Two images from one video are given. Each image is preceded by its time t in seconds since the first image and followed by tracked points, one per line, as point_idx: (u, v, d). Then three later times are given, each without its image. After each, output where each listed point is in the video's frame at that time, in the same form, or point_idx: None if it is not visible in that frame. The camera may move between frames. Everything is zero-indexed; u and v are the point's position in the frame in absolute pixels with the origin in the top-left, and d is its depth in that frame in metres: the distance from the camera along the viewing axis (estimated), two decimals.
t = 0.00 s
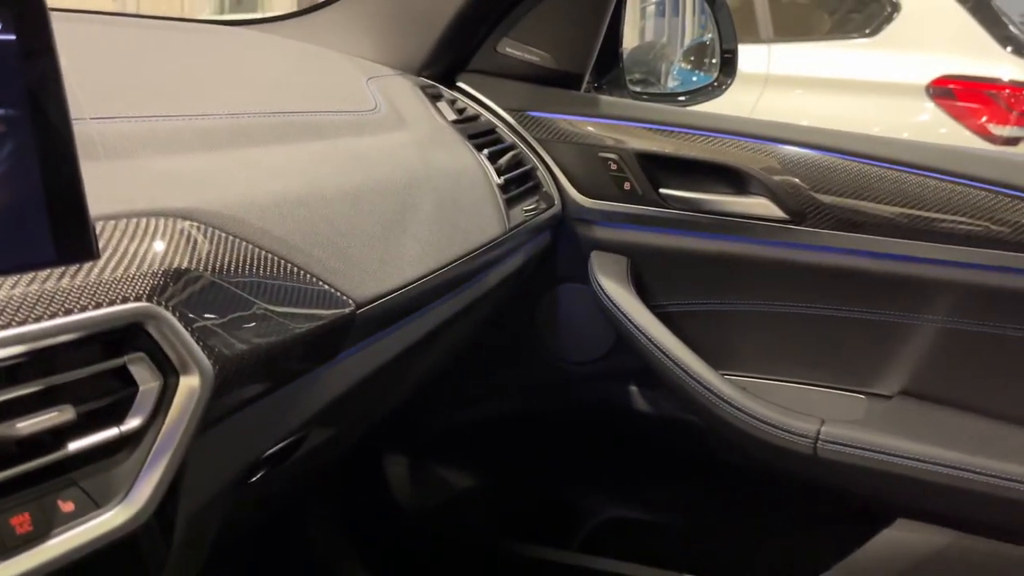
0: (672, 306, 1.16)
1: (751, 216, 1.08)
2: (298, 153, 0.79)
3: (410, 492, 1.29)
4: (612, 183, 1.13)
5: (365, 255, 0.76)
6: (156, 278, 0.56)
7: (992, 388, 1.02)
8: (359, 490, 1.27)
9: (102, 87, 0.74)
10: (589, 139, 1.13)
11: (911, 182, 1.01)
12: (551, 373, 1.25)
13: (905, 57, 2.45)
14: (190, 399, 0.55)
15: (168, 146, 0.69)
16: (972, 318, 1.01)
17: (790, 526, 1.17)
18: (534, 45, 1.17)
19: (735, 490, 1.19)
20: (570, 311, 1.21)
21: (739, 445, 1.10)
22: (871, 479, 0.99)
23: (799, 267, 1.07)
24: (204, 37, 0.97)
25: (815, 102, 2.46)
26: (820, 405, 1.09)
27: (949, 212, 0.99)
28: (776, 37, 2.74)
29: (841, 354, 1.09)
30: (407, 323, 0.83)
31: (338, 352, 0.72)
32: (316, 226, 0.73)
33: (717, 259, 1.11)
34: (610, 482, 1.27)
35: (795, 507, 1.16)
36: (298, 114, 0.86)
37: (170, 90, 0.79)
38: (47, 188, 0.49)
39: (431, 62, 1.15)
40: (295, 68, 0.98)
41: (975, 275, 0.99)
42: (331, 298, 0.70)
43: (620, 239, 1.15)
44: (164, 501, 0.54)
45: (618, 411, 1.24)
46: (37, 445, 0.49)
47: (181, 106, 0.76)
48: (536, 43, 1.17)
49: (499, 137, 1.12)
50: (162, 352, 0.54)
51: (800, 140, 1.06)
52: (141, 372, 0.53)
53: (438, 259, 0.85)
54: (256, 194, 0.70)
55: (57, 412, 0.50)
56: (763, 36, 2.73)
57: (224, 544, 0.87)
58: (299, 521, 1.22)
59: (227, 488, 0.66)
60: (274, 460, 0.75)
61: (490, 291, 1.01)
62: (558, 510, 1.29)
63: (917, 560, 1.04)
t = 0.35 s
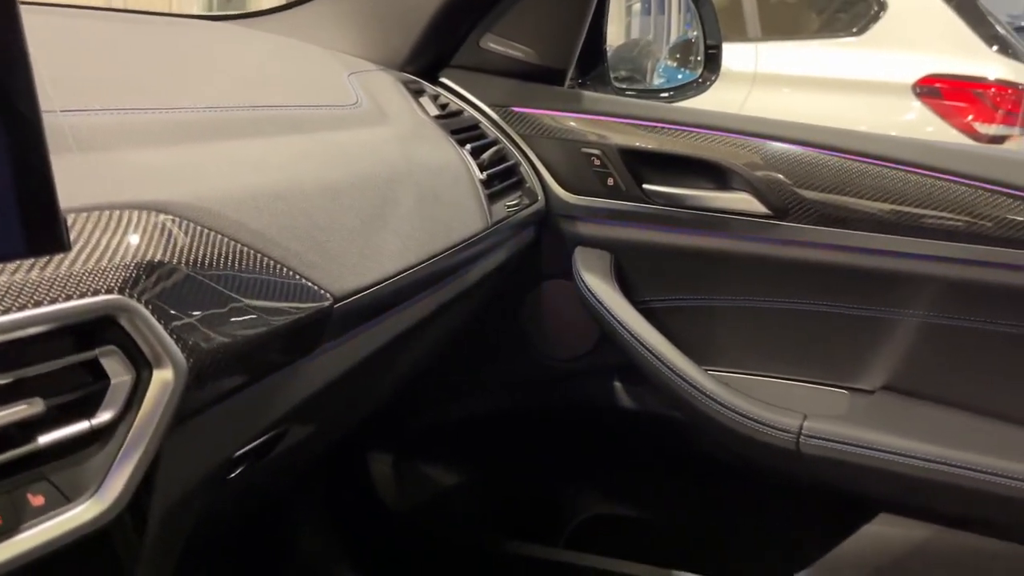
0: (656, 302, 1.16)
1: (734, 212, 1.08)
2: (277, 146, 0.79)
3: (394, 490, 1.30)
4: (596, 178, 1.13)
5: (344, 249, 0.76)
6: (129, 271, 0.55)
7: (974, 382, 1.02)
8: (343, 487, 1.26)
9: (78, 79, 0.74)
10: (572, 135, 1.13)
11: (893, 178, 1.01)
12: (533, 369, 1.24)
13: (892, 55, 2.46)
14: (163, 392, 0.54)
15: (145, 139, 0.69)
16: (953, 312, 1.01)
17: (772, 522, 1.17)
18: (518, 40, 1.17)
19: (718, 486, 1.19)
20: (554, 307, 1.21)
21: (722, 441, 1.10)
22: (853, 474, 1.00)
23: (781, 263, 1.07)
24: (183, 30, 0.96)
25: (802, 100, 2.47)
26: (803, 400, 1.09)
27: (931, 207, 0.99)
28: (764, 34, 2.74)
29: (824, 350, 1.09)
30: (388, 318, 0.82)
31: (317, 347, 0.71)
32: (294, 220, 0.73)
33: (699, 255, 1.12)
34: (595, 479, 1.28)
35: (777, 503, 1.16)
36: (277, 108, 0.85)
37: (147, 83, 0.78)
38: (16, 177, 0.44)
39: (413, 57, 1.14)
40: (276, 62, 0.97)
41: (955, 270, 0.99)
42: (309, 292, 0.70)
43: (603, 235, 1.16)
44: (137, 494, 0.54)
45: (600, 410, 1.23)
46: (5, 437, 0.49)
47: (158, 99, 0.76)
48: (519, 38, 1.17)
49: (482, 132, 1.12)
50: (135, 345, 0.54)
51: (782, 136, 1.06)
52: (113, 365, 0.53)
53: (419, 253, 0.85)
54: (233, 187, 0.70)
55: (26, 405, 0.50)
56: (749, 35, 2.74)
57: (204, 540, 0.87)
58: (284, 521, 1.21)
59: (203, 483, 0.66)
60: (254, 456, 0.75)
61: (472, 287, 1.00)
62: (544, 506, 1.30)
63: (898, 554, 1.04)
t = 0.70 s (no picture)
0: (644, 296, 1.17)
1: (722, 206, 1.08)
2: (263, 141, 0.79)
3: (383, 484, 1.31)
4: (584, 173, 1.13)
5: (331, 244, 0.76)
6: (114, 265, 0.55)
7: (960, 376, 1.03)
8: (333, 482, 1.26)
9: (63, 72, 0.73)
10: (560, 130, 1.14)
11: (878, 172, 1.01)
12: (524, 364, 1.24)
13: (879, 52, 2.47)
14: (149, 387, 0.54)
15: (130, 134, 0.68)
16: (939, 305, 1.02)
17: (760, 516, 1.17)
18: (505, 35, 1.17)
19: (707, 480, 1.20)
20: (543, 302, 1.21)
21: (710, 435, 1.10)
22: (840, 466, 1.00)
23: (768, 257, 1.08)
24: (169, 24, 0.96)
25: (789, 97, 2.47)
26: (790, 393, 1.10)
27: (916, 201, 1.00)
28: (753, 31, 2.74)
29: (811, 344, 1.10)
30: (376, 313, 0.82)
31: (305, 342, 0.71)
32: (280, 214, 0.73)
33: (688, 250, 1.12)
34: (584, 474, 1.29)
35: (766, 496, 1.17)
36: (264, 103, 0.85)
37: (132, 77, 0.78)
38: None
39: (401, 52, 1.14)
40: (262, 56, 0.97)
41: (940, 264, 1.00)
42: (296, 286, 0.69)
43: (591, 230, 1.16)
44: (124, 489, 0.54)
45: (590, 402, 1.23)
46: None
47: (143, 94, 0.75)
48: (506, 33, 1.16)
49: (470, 127, 1.12)
50: (120, 340, 0.53)
51: (769, 131, 1.06)
52: (98, 360, 0.52)
53: (406, 248, 0.84)
54: (219, 181, 0.70)
55: (10, 401, 0.49)
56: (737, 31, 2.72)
57: (190, 536, 0.87)
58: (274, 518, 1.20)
59: (190, 478, 0.66)
60: (241, 452, 0.75)
61: (460, 281, 1.01)
62: (533, 503, 1.30)
63: (885, 546, 1.05)
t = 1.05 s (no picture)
0: (628, 288, 1.17)
1: (705, 197, 1.08)
2: (244, 133, 0.78)
3: (368, 477, 1.31)
4: (568, 165, 1.13)
5: (312, 235, 0.75)
6: (91, 257, 0.54)
7: (942, 365, 1.03)
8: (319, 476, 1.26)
9: (40, 63, 0.72)
10: (544, 121, 1.13)
11: (861, 162, 1.02)
12: (509, 356, 1.25)
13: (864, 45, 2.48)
14: (128, 380, 0.53)
15: (109, 125, 0.68)
16: (921, 295, 1.02)
17: (745, 506, 1.18)
18: (488, 26, 1.16)
19: (691, 470, 1.21)
20: (528, 295, 1.21)
21: (695, 426, 1.10)
22: (823, 456, 1.01)
23: (751, 248, 1.08)
24: (148, 15, 0.95)
25: (775, 90, 2.48)
26: (774, 383, 1.10)
27: (899, 192, 1.00)
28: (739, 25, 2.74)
29: (795, 334, 1.10)
30: (358, 305, 0.82)
31: (285, 333, 0.71)
32: (261, 206, 0.72)
33: (672, 241, 1.12)
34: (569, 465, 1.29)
35: (751, 486, 1.17)
36: (244, 94, 0.84)
37: (111, 68, 0.77)
38: None
39: (384, 43, 1.14)
40: (243, 48, 0.96)
41: (922, 254, 1.00)
42: (277, 279, 0.69)
43: (575, 222, 1.16)
44: (101, 482, 0.53)
45: (575, 394, 1.24)
46: None
47: (122, 85, 0.75)
48: (489, 25, 1.16)
49: (453, 119, 1.11)
50: (98, 333, 0.53)
51: (751, 123, 1.07)
52: (75, 353, 0.52)
53: (388, 240, 0.84)
54: (198, 173, 0.69)
55: None
56: (724, 24, 2.72)
57: (173, 530, 0.87)
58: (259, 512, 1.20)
59: (170, 471, 0.65)
60: (222, 446, 0.74)
61: (443, 274, 1.01)
62: (519, 495, 1.30)
63: (868, 535, 1.05)
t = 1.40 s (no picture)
0: (613, 278, 1.17)
1: (688, 186, 1.08)
2: (222, 121, 0.77)
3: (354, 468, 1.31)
4: (551, 154, 1.13)
5: (291, 224, 0.75)
6: (65, 246, 0.53)
7: (924, 353, 1.03)
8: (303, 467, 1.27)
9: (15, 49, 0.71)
10: (526, 110, 1.13)
11: (843, 151, 1.02)
12: (493, 346, 1.25)
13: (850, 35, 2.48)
14: (103, 370, 0.53)
15: (84, 114, 0.67)
16: (901, 284, 1.02)
17: (729, 495, 1.18)
18: (472, 15, 1.16)
19: (676, 458, 1.21)
20: (512, 285, 1.21)
21: (679, 414, 1.11)
22: (805, 443, 1.01)
23: (733, 237, 1.08)
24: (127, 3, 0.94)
25: (761, 81, 2.47)
26: (757, 372, 1.11)
27: (882, 180, 1.00)
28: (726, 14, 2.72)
29: (778, 323, 1.10)
30: (339, 295, 0.82)
31: (264, 323, 0.70)
32: (239, 194, 0.72)
33: (655, 230, 1.12)
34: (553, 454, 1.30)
35: (734, 474, 1.18)
36: (223, 83, 0.84)
37: (87, 55, 0.76)
38: None
39: (365, 32, 1.13)
40: (222, 36, 0.95)
41: (903, 242, 1.00)
42: (256, 268, 0.69)
43: (558, 212, 1.16)
44: (76, 471, 0.53)
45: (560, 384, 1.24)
46: None
47: (98, 72, 0.74)
48: (472, 14, 1.16)
49: (436, 109, 1.11)
50: (72, 322, 0.52)
51: (734, 112, 1.07)
52: (48, 342, 0.51)
53: (369, 229, 0.84)
54: (176, 162, 0.69)
55: None
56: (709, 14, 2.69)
57: (154, 521, 0.86)
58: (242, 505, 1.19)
59: (148, 460, 0.65)
60: (203, 437, 0.74)
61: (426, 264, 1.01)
62: (503, 484, 1.31)
63: (848, 522, 1.06)
